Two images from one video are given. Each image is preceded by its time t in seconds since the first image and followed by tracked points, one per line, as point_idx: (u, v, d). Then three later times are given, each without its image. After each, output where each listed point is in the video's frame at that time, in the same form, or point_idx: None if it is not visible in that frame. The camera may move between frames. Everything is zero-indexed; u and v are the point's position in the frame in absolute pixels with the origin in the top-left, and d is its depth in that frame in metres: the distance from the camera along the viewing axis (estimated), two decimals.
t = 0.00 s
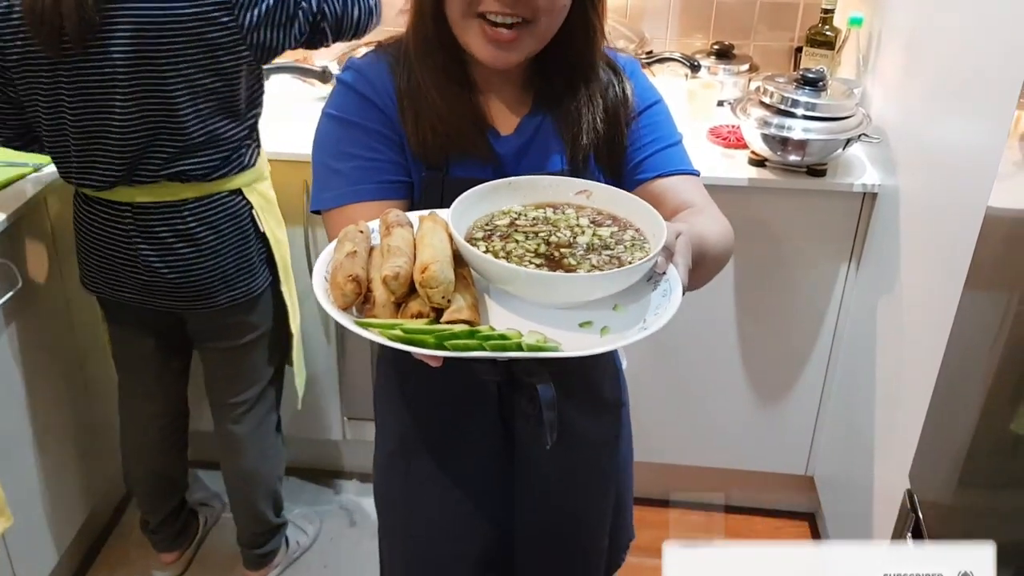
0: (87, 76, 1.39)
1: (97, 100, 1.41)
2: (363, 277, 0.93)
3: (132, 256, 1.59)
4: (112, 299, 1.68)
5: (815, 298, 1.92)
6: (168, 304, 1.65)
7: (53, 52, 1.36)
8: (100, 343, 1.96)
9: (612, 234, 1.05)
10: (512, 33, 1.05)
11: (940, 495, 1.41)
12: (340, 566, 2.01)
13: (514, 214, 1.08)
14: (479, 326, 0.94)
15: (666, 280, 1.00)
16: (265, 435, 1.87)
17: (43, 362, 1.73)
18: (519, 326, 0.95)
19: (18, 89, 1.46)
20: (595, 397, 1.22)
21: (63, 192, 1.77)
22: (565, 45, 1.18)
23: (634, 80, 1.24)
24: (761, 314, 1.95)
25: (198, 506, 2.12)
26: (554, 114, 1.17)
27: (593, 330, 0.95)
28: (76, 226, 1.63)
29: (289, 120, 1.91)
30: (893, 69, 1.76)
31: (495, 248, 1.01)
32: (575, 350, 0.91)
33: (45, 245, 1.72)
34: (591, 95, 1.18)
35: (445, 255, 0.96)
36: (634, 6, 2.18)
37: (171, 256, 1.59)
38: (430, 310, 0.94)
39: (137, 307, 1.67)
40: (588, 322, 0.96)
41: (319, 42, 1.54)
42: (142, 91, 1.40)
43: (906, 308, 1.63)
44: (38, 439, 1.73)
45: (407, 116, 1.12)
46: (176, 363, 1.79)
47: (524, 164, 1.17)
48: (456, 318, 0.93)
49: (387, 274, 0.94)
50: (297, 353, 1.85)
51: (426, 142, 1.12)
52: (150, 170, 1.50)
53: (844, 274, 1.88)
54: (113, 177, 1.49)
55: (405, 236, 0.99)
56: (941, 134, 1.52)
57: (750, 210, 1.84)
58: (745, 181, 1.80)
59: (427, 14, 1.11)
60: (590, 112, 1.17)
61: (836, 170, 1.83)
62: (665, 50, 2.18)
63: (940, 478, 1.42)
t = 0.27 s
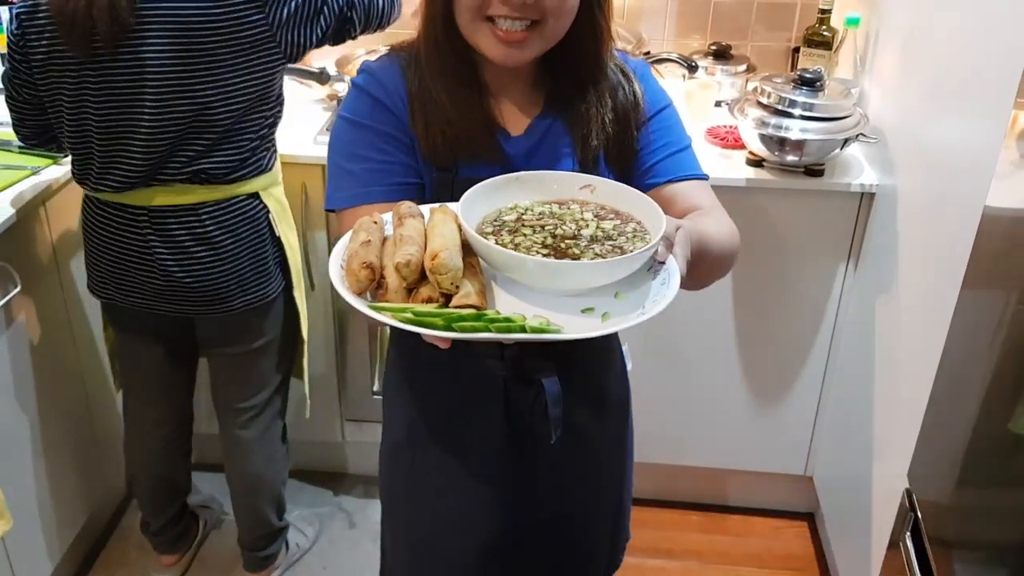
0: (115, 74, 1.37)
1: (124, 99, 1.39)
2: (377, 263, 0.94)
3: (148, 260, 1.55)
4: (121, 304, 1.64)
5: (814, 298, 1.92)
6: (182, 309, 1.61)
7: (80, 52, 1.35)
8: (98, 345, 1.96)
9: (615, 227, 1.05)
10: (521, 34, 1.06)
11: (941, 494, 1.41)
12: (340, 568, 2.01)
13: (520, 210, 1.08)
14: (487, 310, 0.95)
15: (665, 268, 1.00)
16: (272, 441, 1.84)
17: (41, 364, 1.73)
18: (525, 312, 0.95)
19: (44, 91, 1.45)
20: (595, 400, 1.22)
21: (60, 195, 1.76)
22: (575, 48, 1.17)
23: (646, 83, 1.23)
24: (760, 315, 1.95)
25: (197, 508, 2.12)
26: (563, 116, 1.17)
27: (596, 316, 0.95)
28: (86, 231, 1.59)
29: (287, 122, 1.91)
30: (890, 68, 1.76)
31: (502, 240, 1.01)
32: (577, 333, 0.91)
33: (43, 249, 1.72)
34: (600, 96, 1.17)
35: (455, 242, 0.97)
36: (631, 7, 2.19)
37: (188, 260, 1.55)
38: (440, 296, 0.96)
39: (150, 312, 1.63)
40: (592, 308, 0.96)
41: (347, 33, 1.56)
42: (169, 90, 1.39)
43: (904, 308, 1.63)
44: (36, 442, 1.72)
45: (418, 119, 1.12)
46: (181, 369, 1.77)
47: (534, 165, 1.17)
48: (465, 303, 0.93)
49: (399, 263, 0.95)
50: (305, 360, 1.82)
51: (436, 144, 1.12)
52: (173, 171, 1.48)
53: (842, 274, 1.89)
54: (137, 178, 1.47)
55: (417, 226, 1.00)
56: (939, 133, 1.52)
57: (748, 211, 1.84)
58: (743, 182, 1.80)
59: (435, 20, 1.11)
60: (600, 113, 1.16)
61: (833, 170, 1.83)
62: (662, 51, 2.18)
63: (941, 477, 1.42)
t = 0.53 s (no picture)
0: (132, 74, 1.36)
1: (142, 99, 1.38)
2: (388, 246, 0.96)
3: (159, 261, 1.53)
4: (128, 305, 1.61)
5: (813, 299, 1.92)
6: (193, 310, 1.60)
7: (98, 51, 1.34)
8: (96, 347, 1.96)
9: (614, 220, 1.04)
10: (538, 36, 1.05)
11: (940, 494, 1.41)
12: (339, 569, 2.01)
13: (527, 203, 1.08)
14: (490, 292, 0.95)
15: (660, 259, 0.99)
16: (277, 442, 1.81)
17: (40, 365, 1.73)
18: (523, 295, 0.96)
19: (57, 92, 1.44)
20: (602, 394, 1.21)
21: (58, 198, 1.76)
22: (592, 45, 1.16)
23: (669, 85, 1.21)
24: (759, 315, 1.95)
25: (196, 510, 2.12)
26: (581, 112, 1.16)
27: (591, 301, 0.95)
28: (94, 235, 1.57)
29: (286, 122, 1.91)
30: (888, 69, 1.76)
31: (507, 229, 1.02)
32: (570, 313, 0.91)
33: (42, 250, 1.72)
34: (617, 92, 1.15)
35: (462, 227, 0.97)
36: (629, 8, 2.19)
37: (200, 261, 1.54)
38: (446, 279, 0.96)
39: (159, 313, 1.61)
40: (587, 293, 0.96)
41: (362, 30, 1.58)
42: (187, 86, 1.38)
43: (902, 308, 1.63)
44: (34, 444, 1.72)
45: (438, 113, 1.13)
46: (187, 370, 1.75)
47: (550, 160, 1.17)
48: (468, 284, 0.93)
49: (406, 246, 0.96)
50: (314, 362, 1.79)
51: (453, 138, 1.13)
52: (188, 170, 1.46)
53: (841, 274, 1.89)
54: (152, 179, 1.46)
55: (427, 213, 1.00)
56: (936, 133, 1.52)
57: (748, 211, 1.84)
58: (742, 183, 1.80)
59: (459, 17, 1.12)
60: (617, 109, 1.15)
61: (831, 171, 1.83)
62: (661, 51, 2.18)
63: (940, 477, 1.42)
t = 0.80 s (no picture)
0: (135, 77, 1.36)
1: (145, 102, 1.38)
2: (387, 230, 0.98)
3: (163, 263, 1.53)
4: (128, 307, 1.62)
5: (811, 302, 1.92)
6: (196, 312, 1.59)
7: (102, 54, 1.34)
8: (95, 350, 1.95)
9: (607, 207, 1.04)
10: (551, 27, 1.03)
11: (939, 496, 1.41)
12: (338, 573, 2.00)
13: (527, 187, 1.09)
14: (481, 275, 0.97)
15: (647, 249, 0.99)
16: (277, 444, 1.81)
17: (38, 369, 1.72)
18: (510, 279, 0.98)
19: (61, 94, 1.44)
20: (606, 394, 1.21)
21: (56, 201, 1.76)
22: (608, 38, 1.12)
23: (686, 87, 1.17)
24: (757, 318, 1.95)
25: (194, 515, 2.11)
26: (597, 105, 1.12)
27: (575, 287, 0.97)
28: (98, 237, 1.57)
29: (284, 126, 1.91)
30: (885, 72, 1.77)
31: (504, 215, 1.03)
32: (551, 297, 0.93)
33: (39, 254, 1.72)
34: (631, 88, 1.12)
35: (456, 212, 0.98)
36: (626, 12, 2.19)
37: (203, 263, 1.54)
38: (440, 261, 0.97)
39: (162, 315, 1.61)
40: (573, 279, 0.98)
41: (367, 34, 1.57)
42: (192, 89, 1.38)
43: (900, 311, 1.63)
44: (32, 449, 1.72)
45: (450, 108, 1.12)
46: (188, 373, 1.75)
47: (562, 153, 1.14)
48: (461, 267, 0.95)
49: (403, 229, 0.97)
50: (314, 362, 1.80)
51: (464, 127, 1.12)
52: (192, 172, 1.46)
53: (838, 277, 1.89)
54: (154, 181, 1.46)
55: (426, 199, 1.02)
56: (933, 136, 1.53)
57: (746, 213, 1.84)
58: (740, 185, 1.80)
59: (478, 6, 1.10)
60: (630, 105, 1.11)
61: (829, 174, 1.84)
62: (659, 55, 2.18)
63: (939, 480, 1.42)
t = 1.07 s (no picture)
0: (131, 87, 1.37)
1: (141, 112, 1.39)
2: (370, 217, 0.99)
3: (162, 273, 1.54)
4: (124, 315, 1.62)
5: (810, 312, 1.92)
6: (195, 321, 1.60)
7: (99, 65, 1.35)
8: (94, 360, 1.95)
9: (586, 204, 1.03)
10: (548, 27, 1.01)
11: (937, 506, 1.41)
12: None
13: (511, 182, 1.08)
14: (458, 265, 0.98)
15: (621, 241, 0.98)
16: (275, 454, 1.80)
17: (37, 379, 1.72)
18: (485, 270, 0.98)
19: (60, 105, 1.45)
20: (607, 402, 1.20)
21: (55, 211, 1.76)
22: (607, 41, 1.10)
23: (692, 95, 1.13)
24: (755, 328, 1.95)
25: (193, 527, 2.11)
26: (596, 108, 1.10)
27: (548, 278, 0.96)
28: (97, 248, 1.57)
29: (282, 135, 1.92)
30: (881, 82, 1.77)
31: (486, 207, 1.03)
32: (522, 287, 0.93)
33: (38, 264, 1.72)
34: (633, 94, 1.09)
35: (437, 203, 0.99)
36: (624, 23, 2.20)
37: (202, 272, 1.54)
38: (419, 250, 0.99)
39: (161, 324, 1.61)
40: (547, 270, 0.97)
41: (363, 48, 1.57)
42: (188, 99, 1.39)
43: (898, 320, 1.63)
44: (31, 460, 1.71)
45: (442, 110, 1.10)
46: (185, 382, 1.75)
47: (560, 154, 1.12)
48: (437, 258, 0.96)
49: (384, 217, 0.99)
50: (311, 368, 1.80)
51: (457, 125, 1.10)
52: (189, 182, 1.47)
53: (836, 286, 1.89)
54: (151, 190, 1.46)
55: (411, 187, 1.02)
56: (929, 146, 1.53)
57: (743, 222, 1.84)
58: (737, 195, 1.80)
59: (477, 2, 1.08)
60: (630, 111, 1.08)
61: (826, 183, 1.84)
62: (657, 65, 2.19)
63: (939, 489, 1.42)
